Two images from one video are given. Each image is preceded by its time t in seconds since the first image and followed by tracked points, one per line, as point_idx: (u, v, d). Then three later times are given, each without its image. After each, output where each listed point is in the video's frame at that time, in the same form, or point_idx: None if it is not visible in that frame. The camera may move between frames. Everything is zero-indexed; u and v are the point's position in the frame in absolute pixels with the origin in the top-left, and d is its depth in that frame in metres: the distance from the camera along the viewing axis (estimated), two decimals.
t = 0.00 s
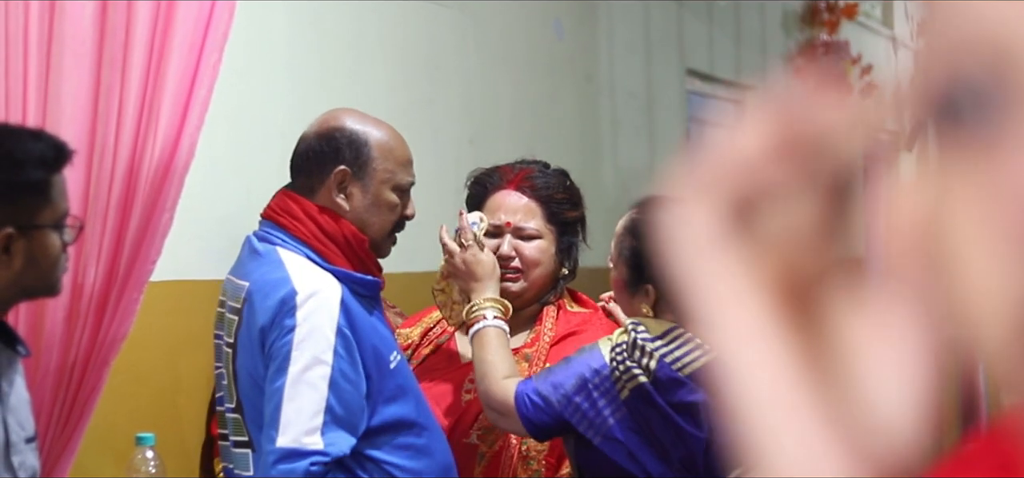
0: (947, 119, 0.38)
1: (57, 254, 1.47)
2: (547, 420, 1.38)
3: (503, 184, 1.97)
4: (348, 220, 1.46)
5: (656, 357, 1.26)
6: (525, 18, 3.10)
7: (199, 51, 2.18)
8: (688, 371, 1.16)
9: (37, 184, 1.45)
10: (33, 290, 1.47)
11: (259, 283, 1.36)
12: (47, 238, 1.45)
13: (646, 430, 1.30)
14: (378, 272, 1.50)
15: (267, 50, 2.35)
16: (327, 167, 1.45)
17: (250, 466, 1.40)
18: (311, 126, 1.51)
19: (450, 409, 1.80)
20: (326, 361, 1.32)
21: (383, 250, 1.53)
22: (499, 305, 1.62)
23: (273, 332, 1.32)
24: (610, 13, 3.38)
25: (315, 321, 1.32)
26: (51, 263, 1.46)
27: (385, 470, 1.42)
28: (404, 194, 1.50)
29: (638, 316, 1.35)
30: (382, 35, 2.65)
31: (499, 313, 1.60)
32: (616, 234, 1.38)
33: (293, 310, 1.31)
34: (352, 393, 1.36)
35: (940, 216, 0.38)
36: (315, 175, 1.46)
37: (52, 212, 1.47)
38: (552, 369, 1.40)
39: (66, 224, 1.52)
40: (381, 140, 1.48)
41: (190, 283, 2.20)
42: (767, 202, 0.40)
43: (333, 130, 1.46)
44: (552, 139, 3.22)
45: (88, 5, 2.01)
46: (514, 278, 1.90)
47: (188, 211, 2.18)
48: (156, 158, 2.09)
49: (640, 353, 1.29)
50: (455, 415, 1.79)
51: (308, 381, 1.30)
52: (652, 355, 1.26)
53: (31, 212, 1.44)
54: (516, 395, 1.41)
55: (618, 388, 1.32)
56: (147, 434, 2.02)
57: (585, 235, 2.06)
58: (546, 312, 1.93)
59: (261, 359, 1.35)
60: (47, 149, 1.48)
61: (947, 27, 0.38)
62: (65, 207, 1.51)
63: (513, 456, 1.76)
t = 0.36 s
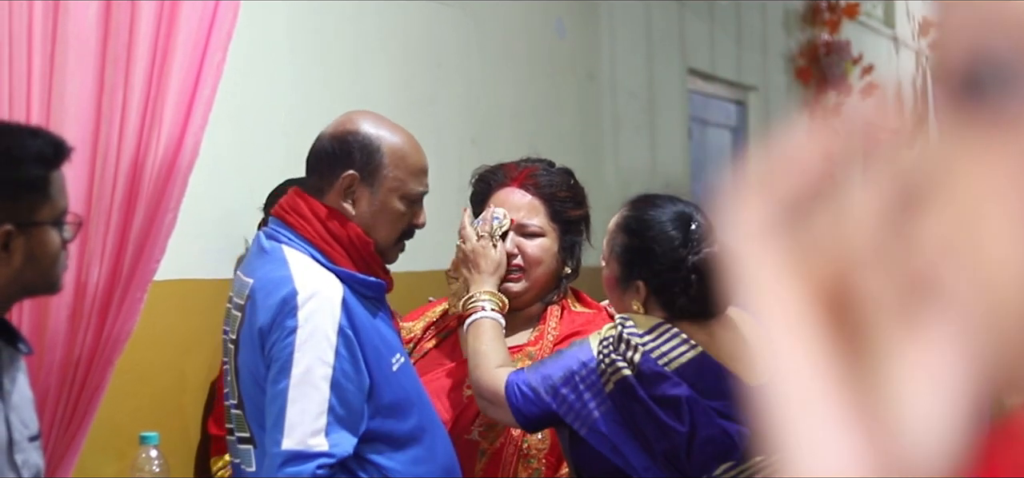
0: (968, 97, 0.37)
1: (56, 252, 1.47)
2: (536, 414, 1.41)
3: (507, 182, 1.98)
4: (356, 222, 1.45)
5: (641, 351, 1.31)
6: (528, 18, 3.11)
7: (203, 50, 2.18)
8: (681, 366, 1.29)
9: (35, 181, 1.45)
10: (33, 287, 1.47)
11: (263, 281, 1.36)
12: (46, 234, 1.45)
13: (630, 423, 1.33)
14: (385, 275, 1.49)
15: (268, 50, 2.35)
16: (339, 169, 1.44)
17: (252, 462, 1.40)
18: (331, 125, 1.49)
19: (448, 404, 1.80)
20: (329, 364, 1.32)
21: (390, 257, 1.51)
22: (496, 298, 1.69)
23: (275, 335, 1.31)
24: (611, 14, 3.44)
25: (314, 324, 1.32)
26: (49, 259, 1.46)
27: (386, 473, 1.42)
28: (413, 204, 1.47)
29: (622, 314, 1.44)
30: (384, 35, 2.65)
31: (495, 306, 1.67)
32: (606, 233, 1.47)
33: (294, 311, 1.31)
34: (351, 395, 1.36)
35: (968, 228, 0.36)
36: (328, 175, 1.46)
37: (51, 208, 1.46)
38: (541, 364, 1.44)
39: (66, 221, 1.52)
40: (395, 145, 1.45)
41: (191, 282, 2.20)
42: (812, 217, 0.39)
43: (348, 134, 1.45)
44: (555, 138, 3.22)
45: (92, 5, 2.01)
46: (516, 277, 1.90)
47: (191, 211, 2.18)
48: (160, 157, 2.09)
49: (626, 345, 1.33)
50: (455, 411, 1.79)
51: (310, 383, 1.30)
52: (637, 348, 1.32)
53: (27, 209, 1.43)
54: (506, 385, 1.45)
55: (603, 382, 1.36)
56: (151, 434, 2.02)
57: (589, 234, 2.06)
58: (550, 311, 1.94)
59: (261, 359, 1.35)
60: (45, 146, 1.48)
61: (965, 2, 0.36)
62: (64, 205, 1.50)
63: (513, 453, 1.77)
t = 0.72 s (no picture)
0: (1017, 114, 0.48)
1: (61, 252, 1.48)
2: (531, 416, 1.56)
3: (510, 180, 1.98)
4: (365, 224, 1.45)
5: (628, 349, 1.50)
6: (531, 17, 3.11)
7: (207, 49, 2.18)
8: (668, 363, 1.49)
9: (41, 181, 1.45)
10: (37, 286, 1.47)
11: (273, 279, 1.36)
12: (52, 234, 1.46)
13: (619, 422, 1.51)
14: (393, 276, 1.49)
15: (273, 48, 2.34)
16: (349, 171, 1.44)
17: (259, 459, 1.40)
18: (343, 127, 1.49)
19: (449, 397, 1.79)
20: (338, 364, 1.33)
21: (399, 260, 1.51)
22: (498, 304, 1.74)
23: (285, 334, 1.32)
24: (613, 13, 3.44)
25: (325, 323, 1.33)
26: (55, 257, 1.47)
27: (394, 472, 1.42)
28: (421, 210, 1.47)
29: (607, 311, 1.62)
30: (386, 34, 2.65)
31: (495, 312, 1.72)
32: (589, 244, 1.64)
33: (305, 311, 1.32)
34: (361, 395, 1.36)
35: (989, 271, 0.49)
36: (337, 177, 1.46)
37: (56, 209, 1.48)
38: (530, 368, 1.58)
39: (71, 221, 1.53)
40: (407, 149, 1.46)
41: (203, 280, 2.19)
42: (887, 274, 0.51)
43: (359, 136, 1.45)
44: (559, 137, 3.23)
45: (97, 4, 2.01)
46: (518, 275, 1.90)
47: (196, 209, 2.16)
48: (163, 156, 2.11)
49: (612, 345, 1.52)
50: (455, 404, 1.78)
51: (320, 383, 1.31)
52: (624, 347, 1.50)
53: (36, 210, 1.44)
54: (498, 388, 1.58)
55: (591, 382, 1.53)
56: (154, 432, 2.05)
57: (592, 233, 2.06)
58: (552, 309, 1.94)
59: (270, 358, 1.35)
60: (50, 146, 1.50)
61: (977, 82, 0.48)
62: (69, 206, 1.52)
63: (513, 450, 1.79)
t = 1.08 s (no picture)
0: None
1: (55, 243, 1.48)
2: (520, 419, 1.57)
3: (508, 179, 1.99)
4: (371, 225, 1.46)
5: (612, 349, 1.51)
6: (530, 17, 3.12)
7: (207, 48, 2.19)
8: (654, 361, 1.50)
9: (28, 174, 1.46)
10: (34, 281, 1.48)
11: (281, 279, 1.38)
12: (44, 227, 1.47)
13: (607, 421, 1.52)
14: (399, 275, 1.50)
15: (272, 47, 2.35)
16: (355, 171, 1.45)
17: (267, 456, 1.41)
18: (353, 127, 1.50)
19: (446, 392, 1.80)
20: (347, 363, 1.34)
21: (406, 260, 1.50)
22: (492, 310, 1.77)
23: (294, 334, 1.33)
24: (612, 12, 3.46)
25: (334, 323, 1.34)
26: (49, 250, 1.48)
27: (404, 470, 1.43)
28: (428, 209, 1.47)
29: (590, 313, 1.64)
30: (385, 34, 2.66)
31: (490, 319, 1.75)
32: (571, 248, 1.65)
33: (313, 311, 1.33)
34: (371, 393, 1.37)
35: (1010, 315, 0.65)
36: (344, 177, 1.47)
37: (47, 201, 1.48)
38: (517, 372, 1.59)
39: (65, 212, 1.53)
40: (414, 150, 1.46)
41: (199, 278, 2.19)
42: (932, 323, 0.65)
43: (367, 136, 1.46)
44: (558, 135, 3.24)
45: (96, 3, 2.02)
46: (515, 274, 1.91)
47: (196, 208, 2.17)
48: (163, 154, 2.11)
49: (598, 345, 1.53)
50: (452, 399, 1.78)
51: (331, 383, 1.32)
52: (608, 346, 1.51)
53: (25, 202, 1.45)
54: (487, 395, 1.60)
55: (578, 382, 1.54)
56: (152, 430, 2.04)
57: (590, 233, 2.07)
58: (549, 306, 1.95)
59: (278, 357, 1.36)
60: (38, 138, 1.48)
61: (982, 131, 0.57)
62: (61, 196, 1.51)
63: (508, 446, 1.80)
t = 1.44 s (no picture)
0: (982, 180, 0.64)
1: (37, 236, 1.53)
2: (494, 424, 1.58)
3: (482, 179, 2.00)
4: (355, 223, 1.47)
5: (582, 350, 1.54)
6: (510, 17, 3.14)
7: (189, 46, 2.20)
8: (623, 361, 1.53)
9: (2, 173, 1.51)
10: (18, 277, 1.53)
11: (266, 275, 1.39)
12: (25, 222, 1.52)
13: (579, 422, 1.54)
14: (384, 273, 1.51)
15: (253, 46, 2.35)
16: (340, 169, 1.47)
17: (250, 450, 1.43)
18: (342, 125, 1.51)
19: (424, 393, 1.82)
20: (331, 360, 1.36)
21: (392, 259, 1.51)
22: (466, 317, 1.74)
23: (280, 331, 1.34)
24: (593, 12, 3.48)
25: (319, 320, 1.35)
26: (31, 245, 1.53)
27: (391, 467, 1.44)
28: (414, 207, 1.48)
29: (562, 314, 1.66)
30: (365, 34, 2.67)
31: (465, 326, 1.73)
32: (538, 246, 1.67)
33: (297, 307, 1.35)
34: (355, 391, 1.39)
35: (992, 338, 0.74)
36: (331, 174, 1.48)
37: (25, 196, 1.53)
38: (490, 378, 1.61)
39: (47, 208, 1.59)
40: (400, 147, 1.47)
41: (176, 277, 2.19)
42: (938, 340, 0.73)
43: (354, 134, 1.48)
44: (539, 135, 3.26)
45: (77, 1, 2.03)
46: (491, 273, 1.93)
47: (178, 207, 2.17)
48: (145, 152, 2.11)
49: (567, 347, 1.55)
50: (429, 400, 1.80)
51: (317, 379, 1.34)
52: (577, 348, 1.54)
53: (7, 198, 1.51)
54: (460, 401, 1.60)
55: (550, 385, 1.56)
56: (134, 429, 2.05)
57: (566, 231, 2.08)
58: (527, 306, 1.96)
59: (263, 352, 1.38)
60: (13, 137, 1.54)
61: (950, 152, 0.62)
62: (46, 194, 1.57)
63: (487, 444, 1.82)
